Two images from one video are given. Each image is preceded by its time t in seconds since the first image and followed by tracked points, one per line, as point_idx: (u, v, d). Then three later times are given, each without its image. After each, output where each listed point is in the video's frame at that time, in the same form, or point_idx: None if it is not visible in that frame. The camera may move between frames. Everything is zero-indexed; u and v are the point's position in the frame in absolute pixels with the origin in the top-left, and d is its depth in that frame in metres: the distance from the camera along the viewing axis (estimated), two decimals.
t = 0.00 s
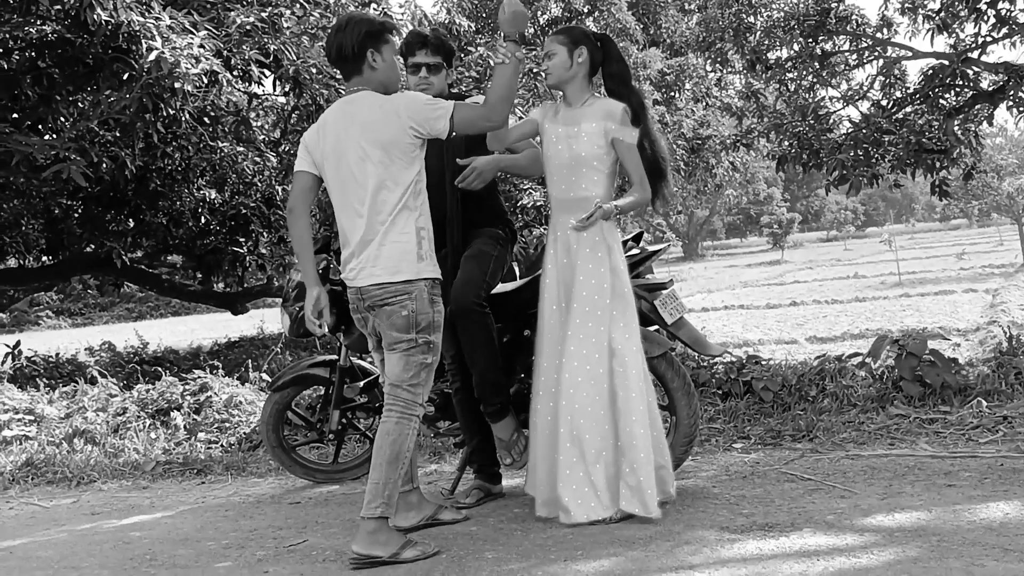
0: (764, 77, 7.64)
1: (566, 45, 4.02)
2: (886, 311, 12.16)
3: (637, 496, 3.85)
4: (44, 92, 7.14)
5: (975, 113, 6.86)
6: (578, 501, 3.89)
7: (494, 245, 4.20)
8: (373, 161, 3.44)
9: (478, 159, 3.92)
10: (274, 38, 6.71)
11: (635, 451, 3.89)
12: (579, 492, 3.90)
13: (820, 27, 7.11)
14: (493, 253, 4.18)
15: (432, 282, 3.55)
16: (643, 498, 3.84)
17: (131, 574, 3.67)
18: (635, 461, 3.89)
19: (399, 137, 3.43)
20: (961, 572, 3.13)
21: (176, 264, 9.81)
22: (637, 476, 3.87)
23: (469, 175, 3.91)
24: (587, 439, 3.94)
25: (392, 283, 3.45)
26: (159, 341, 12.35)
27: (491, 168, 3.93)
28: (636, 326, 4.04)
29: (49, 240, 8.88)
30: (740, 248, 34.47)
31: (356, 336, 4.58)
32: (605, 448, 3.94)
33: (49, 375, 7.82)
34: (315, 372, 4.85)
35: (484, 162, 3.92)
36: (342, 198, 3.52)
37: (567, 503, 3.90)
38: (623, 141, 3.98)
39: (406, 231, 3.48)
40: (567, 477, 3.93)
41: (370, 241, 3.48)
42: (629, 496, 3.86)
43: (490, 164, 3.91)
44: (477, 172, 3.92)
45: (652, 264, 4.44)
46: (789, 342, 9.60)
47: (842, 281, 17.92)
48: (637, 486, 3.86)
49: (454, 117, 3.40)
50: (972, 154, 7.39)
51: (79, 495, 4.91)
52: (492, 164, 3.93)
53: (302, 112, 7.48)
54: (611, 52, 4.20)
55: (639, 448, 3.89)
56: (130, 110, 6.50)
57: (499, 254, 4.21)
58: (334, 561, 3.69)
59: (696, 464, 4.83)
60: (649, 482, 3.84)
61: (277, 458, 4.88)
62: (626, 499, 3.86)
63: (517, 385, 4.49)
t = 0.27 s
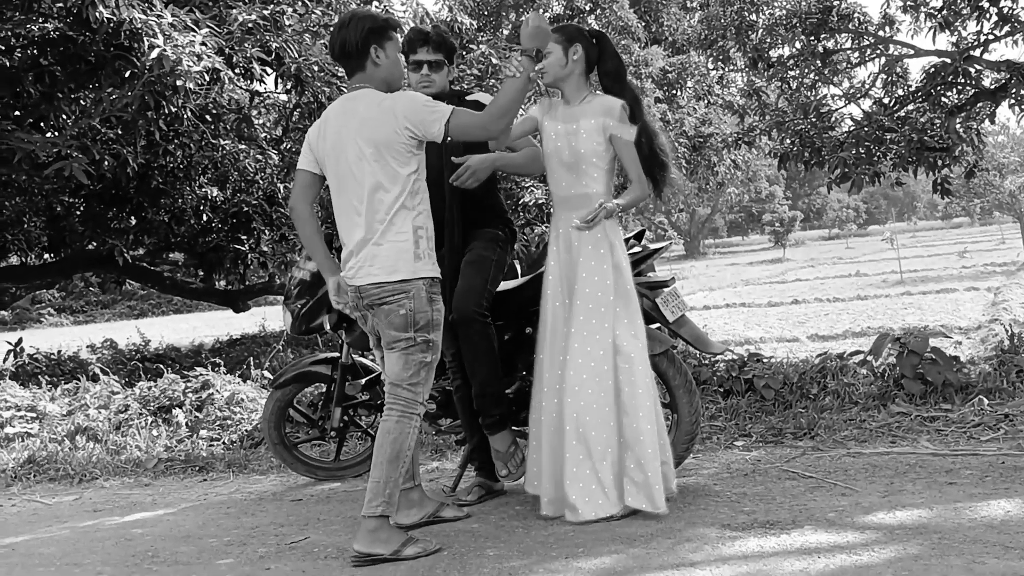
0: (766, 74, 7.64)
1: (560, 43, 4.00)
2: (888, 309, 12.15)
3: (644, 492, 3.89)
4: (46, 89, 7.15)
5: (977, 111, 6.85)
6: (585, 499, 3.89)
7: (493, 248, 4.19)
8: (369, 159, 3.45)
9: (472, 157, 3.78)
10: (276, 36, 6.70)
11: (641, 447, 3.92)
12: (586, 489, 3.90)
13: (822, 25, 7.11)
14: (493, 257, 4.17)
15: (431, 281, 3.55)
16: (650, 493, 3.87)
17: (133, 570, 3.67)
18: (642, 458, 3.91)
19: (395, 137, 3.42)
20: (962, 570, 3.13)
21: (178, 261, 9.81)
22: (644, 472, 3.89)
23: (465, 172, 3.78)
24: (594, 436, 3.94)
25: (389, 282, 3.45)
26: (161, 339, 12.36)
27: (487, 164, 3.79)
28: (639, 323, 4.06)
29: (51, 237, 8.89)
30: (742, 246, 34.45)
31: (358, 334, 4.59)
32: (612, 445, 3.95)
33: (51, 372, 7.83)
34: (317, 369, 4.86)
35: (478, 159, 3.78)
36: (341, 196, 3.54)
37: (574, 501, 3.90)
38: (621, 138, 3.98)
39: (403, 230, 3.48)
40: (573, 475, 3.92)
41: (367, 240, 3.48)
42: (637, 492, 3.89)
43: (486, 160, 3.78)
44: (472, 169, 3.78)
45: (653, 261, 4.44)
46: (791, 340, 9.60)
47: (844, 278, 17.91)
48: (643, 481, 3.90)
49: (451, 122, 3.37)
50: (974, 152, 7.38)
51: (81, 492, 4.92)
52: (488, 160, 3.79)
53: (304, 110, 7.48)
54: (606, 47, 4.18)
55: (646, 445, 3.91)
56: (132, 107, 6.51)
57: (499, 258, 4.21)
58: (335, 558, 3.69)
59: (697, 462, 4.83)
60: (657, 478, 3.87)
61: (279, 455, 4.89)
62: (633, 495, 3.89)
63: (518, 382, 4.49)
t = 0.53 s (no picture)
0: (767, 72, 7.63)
1: (556, 42, 4.02)
2: (889, 306, 12.15)
3: (651, 485, 3.92)
4: (48, 86, 7.16)
5: (979, 108, 6.85)
6: (595, 495, 3.89)
7: (490, 256, 4.18)
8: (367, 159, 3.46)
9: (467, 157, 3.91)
10: (278, 33, 6.69)
11: (647, 440, 3.94)
12: (594, 485, 3.90)
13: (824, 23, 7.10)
14: (493, 262, 4.17)
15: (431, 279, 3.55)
16: (658, 485, 3.91)
17: (136, 566, 3.69)
18: (649, 451, 3.94)
19: (394, 139, 3.42)
20: (962, 567, 3.14)
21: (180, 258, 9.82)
22: (651, 464, 3.93)
23: (458, 174, 3.91)
24: (600, 431, 3.94)
25: (386, 281, 3.46)
26: (163, 336, 12.37)
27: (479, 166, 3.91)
28: (639, 316, 4.08)
29: (53, 233, 8.91)
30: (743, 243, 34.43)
31: (360, 330, 4.55)
32: (618, 439, 3.96)
33: (53, 369, 7.84)
34: (319, 366, 4.86)
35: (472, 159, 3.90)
36: (338, 195, 3.57)
37: (584, 497, 3.89)
38: (618, 133, 3.99)
39: (399, 228, 3.48)
40: (581, 470, 3.92)
41: (364, 238, 3.49)
42: (644, 485, 3.93)
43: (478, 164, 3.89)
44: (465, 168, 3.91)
45: (654, 258, 4.44)
46: (792, 337, 9.60)
47: (845, 276, 17.90)
48: (650, 473, 3.93)
49: (442, 133, 3.35)
50: (976, 149, 7.37)
51: (84, 488, 4.93)
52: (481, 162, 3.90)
53: (305, 107, 7.48)
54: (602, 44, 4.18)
55: (652, 437, 3.94)
56: (133, 104, 6.51)
57: (499, 262, 4.21)
58: (337, 554, 3.70)
59: (698, 458, 4.84)
60: (663, 470, 3.91)
61: (280, 451, 4.90)
62: (640, 487, 3.92)
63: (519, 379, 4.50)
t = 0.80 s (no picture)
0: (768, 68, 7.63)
1: (556, 39, 4.07)
2: (890, 303, 12.15)
3: (655, 478, 3.95)
4: (48, 82, 7.16)
5: (979, 105, 6.84)
6: (602, 490, 3.89)
7: (489, 259, 4.16)
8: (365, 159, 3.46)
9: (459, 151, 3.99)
10: (279, 29, 6.68)
11: (651, 433, 3.96)
12: (600, 480, 3.90)
13: (825, 19, 7.10)
14: (492, 268, 4.17)
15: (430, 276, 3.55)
16: (662, 478, 3.93)
17: (137, 562, 3.69)
18: (653, 444, 3.95)
19: (387, 139, 3.42)
20: (962, 562, 3.14)
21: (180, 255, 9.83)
22: (655, 457, 3.94)
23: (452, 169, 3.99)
24: (604, 427, 3.94)
25: (384, 277, 3.46)
26: (164, 332, 12.38)
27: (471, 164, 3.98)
28: (637, 310, 4.08)
29: (53, 230, 8.91)
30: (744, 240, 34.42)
31: (361, 326, 4.59)
32: (622, 434, 3.97)
33: (54, 365, 7.84)
34: (319, 362, 4.86)
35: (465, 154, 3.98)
36: (336, 191, 3.59)
37: (590, 493, 3.90)
38: (617, 126, 3.98)
39: (396, 225, 3.49)
40: (587, 466, 3.92)
41: (362, 235, 3.50)
42: (648, 478, 3.95)
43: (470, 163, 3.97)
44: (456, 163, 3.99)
45: (654, 254, 4.44)
46: (792, 333, 9.61)
47: (846, 273, 17.89)
48: (654, 466, 3.95)
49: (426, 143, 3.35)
50: (976, 146, 7.37)
51: (84, 484, 4.94)
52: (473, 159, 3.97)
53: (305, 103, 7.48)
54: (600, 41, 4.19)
55: (655, 431, 3.96)
56: (134, 100, 6.51)
57: (499, 266, 4.21)
58: (337, 550, 3.71)
59: (698, 455, 4.84)
60: (667, 462, 3.93)
61: (281, 447, 4.91)
62: (644, 480, 3.95)
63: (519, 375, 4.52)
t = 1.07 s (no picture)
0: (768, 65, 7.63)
1: (555, 36, 4.05)
2: (889, 299, 12.16)
3: (656, 474, 3.94)
4: (48, 79, 7.16)
5: (979, 101, 6.84)
6: (603, 487, 3.89)
7: (489, 266, 4.18)
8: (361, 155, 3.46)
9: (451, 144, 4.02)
10: (279, 25, 6.67)
11: (652, 430, 3.95)
12: (601, 477, 3.90)
13: (825, 15, 7.09)
14: (492, 275, 4.19)
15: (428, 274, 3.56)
16: (663, 474, 3.92)
17: (137, 558, 3.70)
18: (654, 440, 3.95)
19: (381, 139, 3.41)
20: (961, 558, 3.15)
21: (180, 251, 9.82)
22: (656, 453, 3.94)
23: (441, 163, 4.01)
24: (605, 423, 3.95)
25: (381, 275, 3.48)
26: (164, 329, 12.39)
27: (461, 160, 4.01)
28: (638, 307, 4.08)
29: (53, 226, 8.92)
30: (744, 236, 34.43)
31: (361, 322, 4.58)
32: (623, 431, 3.97)
33: (54, 362, 7.84)
34: (319, 359, 4.86)
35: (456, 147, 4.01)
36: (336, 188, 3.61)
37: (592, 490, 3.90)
38: (615, 122, 3.98)
39: (393, 222, 3.49)
40: (588, 463, 3.92)
41: (362, 232, 3.52)
42: (649, 474, 3.94)
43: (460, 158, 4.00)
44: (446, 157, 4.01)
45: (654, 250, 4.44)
46: (792, 330, 9.61)
47: (846, 269, 17.89)
48: (655, 463, 3.95)
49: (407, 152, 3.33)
50: (976, 142, 7.37)
51: (84, 481, 4.94)
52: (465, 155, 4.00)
53: (306, 100, 7.48)
54: (598, 38, 4.16)
55: (656, 427, 3.95)
56: (134, 97, 6.51)
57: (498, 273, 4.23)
58: (337, 547, 3.72)
59: (698, 451, 4.85)
60: (668, 458, 3.92)
61: (281, 444, 4.91)
62: (646, 477, 3.94)
63: (519, 371, 4.54)
